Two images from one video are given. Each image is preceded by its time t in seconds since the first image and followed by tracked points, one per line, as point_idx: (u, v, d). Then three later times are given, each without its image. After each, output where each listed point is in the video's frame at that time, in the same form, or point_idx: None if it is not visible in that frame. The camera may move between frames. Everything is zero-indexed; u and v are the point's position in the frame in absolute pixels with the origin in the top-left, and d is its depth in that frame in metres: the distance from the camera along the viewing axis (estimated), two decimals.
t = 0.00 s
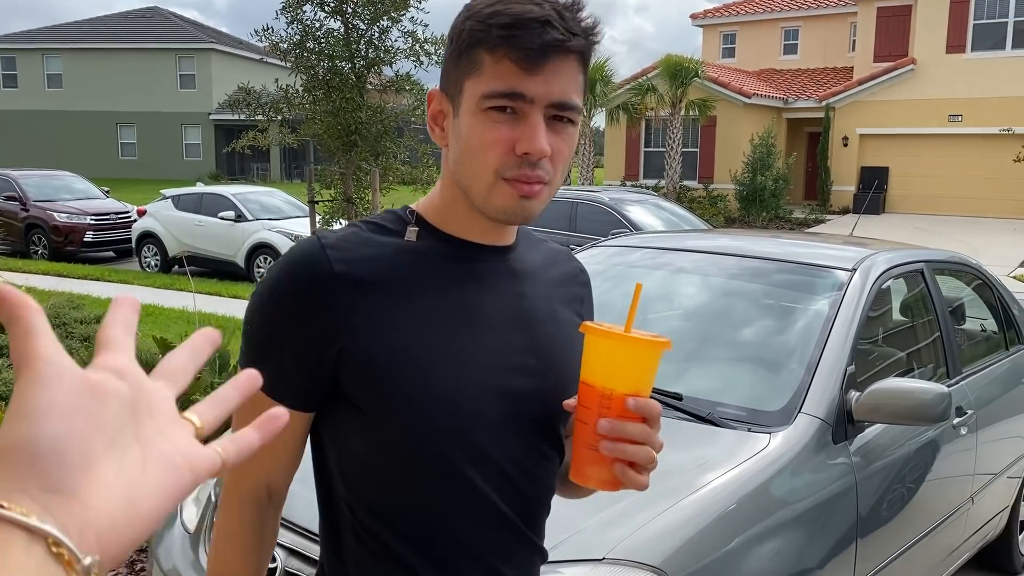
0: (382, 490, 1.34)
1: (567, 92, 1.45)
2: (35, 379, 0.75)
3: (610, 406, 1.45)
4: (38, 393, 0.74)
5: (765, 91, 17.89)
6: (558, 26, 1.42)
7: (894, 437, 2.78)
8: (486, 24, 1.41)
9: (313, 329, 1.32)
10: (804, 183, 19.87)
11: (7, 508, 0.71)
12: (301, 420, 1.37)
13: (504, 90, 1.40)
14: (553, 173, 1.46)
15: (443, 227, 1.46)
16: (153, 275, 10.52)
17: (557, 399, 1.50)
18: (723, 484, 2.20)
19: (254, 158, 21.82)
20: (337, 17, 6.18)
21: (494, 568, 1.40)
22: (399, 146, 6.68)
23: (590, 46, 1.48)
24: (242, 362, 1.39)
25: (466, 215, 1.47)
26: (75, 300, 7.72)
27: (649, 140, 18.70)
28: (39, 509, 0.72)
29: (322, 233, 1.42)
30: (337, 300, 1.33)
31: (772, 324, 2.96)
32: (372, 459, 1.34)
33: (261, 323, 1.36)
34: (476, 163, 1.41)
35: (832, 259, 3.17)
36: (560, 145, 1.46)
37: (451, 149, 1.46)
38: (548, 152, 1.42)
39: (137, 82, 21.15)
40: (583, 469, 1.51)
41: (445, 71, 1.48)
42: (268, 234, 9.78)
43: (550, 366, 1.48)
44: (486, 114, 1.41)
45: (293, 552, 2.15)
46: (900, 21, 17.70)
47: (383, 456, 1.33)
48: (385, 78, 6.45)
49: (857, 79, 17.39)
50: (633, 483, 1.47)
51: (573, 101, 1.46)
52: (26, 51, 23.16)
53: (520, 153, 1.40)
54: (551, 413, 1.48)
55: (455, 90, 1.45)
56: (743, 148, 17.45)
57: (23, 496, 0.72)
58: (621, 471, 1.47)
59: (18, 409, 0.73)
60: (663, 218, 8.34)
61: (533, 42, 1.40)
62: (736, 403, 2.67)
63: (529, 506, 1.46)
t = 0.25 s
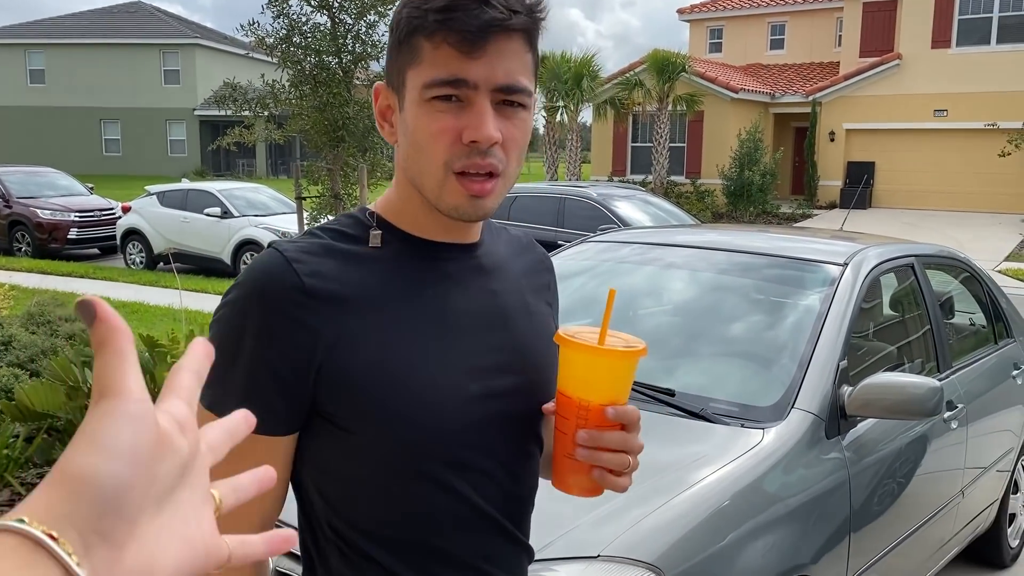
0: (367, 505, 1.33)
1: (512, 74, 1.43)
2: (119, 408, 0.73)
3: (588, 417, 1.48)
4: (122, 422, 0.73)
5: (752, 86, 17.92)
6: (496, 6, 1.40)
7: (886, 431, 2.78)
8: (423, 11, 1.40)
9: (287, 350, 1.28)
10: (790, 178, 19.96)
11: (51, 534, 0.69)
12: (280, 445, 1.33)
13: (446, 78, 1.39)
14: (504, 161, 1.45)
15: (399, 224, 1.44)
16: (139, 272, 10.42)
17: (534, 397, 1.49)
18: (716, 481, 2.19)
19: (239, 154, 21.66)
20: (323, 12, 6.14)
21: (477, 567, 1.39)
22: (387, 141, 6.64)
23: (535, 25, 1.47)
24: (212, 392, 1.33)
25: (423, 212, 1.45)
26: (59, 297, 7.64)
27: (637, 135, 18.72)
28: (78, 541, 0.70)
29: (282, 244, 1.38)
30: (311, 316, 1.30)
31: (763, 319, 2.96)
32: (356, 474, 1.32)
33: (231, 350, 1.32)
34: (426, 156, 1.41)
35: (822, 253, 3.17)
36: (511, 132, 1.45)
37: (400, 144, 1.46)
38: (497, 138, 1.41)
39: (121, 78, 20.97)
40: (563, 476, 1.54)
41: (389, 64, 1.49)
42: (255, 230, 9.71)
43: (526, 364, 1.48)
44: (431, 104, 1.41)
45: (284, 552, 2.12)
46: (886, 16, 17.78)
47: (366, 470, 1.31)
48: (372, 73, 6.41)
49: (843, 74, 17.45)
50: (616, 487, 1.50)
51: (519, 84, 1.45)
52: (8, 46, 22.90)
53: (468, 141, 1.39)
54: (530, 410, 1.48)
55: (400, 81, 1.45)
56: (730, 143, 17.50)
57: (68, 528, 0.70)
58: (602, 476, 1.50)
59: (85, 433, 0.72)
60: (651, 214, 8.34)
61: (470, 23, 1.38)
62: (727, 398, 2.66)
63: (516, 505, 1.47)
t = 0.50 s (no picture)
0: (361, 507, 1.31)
1: (485, 71, 1.44)
2: (83, 399, 0.74)
3: (584, 398, 1.51)
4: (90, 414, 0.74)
5: (748, 82, 17.91)
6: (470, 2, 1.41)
7: (883, 426, 2.79)
8: (396, 7, 1.39)
9: (272, 356, 1.25)
10: (787, 174, 19.97)
11: (30, 522, 0.70)
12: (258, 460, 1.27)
13: (423, 75, 1.39)
14: (480, 158, 1.45)
15: (373, 224, 1.43)
16: (134, 270, 10.39)
17: (518, 391, 1.49)
18: (713, 477, 2.18)
19: (235, 151, 21.60)
20: (319, 9, 6.12)
21: (483, 568, 1.41)
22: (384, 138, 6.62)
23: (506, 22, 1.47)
24: (183, 406, 1.24)
25: (396, 210, 1.43)
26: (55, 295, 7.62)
27: (633, 131, 18.72)
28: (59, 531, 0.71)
29: (257, 250, 1.34)
30: (294, 318, 1.27)
31: (760, 314, 2.96)
32: (349, 475, 1.30)
33: (210, 356, 1.24)
34: (402, 154, 1.40)
35: (820, 249, 3.17)
36: (485, 129, 1.46)
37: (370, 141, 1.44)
38: (473, 135, 1.42)
39: (116, 75, 20.90)
40: (560, 461, 1.56)
41: (356, 60, 1.46)
42: (251, 228, 9.69)
43: (509, 356, 1.49)
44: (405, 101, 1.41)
45: (283, 549, 2.12)
46: (882, 12, 17.78)
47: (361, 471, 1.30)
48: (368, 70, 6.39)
49: (839, 71, 17.46)
50: (611, 468, 1.52)
51: (493, 81, 1.46)
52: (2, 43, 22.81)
53: (446, 139, 1.39)
54: (515, 403, 1.49)
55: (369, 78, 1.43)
56: (727, 139, 17.50)
57: (45, 514, 0.71)
58: (597, 457, 1.52)
59: (51, 422, 0.73)
60: (648, 210, 8.34)
61: (446, 20, 1.38)
62: (725, 394, 2.66)
63: (507, 499, 1.48)
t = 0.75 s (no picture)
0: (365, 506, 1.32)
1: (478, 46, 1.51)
2: (154, 361, 0.77)
3: (585, 409, 1.54)
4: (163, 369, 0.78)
5: (750, 81, 17.90)
6: None
7: (885, 425, 2.79)
8: None
9: (286, 354, 1.24)
10: (789, 173, 19.98)
11: (99, 471, 0.72)
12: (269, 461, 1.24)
13: (438, 57, 1.42)
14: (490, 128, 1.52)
15: (402, 215, 1.46)
16: (136, 270, 10.41)
17: (510, 389, 1.51)
18: (716, 476, 2.19)
19: (237, 150, 21.61)
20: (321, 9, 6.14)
21: (481, 565, 1.44)
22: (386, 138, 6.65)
23: None
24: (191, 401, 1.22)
25: (423, 197, 1.47)
26: (58, 295, 7.64)
27: (634, 130, 18.73)
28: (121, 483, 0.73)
29: (261, 244, 1.34)
30: (309, 313, 1.27)
31: (762, 314, 2.96)
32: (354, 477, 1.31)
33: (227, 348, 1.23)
34: (429, 138, 1.43)
35: (821, 249, 3.18)
36: (466, 98, 1.46)
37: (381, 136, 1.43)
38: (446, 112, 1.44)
39: (117, 75, 20.93)
40: (555, 469, 1.59)
41: (344, 64, 1.44)
42: (253, 228, 9.71)
43: (501, 355, 1.50)
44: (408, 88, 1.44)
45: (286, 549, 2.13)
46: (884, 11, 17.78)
47: (364, 471, 1.31)
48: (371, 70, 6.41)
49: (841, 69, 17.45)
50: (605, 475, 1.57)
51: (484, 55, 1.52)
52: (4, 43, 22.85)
53: (471, 113, 1.45)
54: (508, 400, 1.50)
55: (372, 76, 1.42)
56: (728, 138, 17.52)
57: (113, 465, 0.73)
58: (593, 465, 1.56)
59: (123, 381, 0.76)
60: (649, 208, 8.35)
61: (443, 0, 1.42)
62: (726, 393, 2.67)
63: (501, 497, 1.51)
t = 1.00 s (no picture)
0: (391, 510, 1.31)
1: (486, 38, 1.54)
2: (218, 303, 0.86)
3: (602, 396, 1.55)
4: (212, 307, 0.86)
5: (753, 81, 17.86)
6: None
7: (892, 426, 2.79)
8: None
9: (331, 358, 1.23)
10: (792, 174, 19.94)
11: (158, 409, 0.84)
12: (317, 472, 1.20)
13: (470, 50, 1.46)
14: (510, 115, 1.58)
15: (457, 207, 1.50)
16: (140, 271, 10.42)
17: (517, 388, 1.50)
18: (723, 477, 2.19)
19: (239, 152, 21.60)
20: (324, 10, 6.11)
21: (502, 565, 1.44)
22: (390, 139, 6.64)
23: None
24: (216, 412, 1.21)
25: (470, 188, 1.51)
26: (62, 296, 7.64)
27: (637, 131, 18.70)
28: (182, 415, 0.85)
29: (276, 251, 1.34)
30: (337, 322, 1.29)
31: (767, 315, 2.96)
32: (380, 481, 1.29)
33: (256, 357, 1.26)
34: (476, 128, 1.46)
35: (826, 249, 3.17)
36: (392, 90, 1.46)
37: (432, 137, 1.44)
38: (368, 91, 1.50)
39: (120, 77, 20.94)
40: (567, 457, 1.60)
41: (375, 70, 1.41)
42: (256, 229, 9.72)
43: (509, 353, 1.49)
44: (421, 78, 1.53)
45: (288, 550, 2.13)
46: (887, 11, 17.74)
47: (390, 471, 1.29)
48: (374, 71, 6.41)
49: (844, 70, 17.43)
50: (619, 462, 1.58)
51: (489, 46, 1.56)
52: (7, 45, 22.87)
53: (503, 100, 1.50)
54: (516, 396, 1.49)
55: (410, 78, 1.42)
56: (732, 138, 17.48)
57: (171, 401, 0.84)
58: (606, 452, 1.58)
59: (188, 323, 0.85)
60: (652, 209, 8.34)
61: None
62: (732, 394, 2.67)
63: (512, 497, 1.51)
